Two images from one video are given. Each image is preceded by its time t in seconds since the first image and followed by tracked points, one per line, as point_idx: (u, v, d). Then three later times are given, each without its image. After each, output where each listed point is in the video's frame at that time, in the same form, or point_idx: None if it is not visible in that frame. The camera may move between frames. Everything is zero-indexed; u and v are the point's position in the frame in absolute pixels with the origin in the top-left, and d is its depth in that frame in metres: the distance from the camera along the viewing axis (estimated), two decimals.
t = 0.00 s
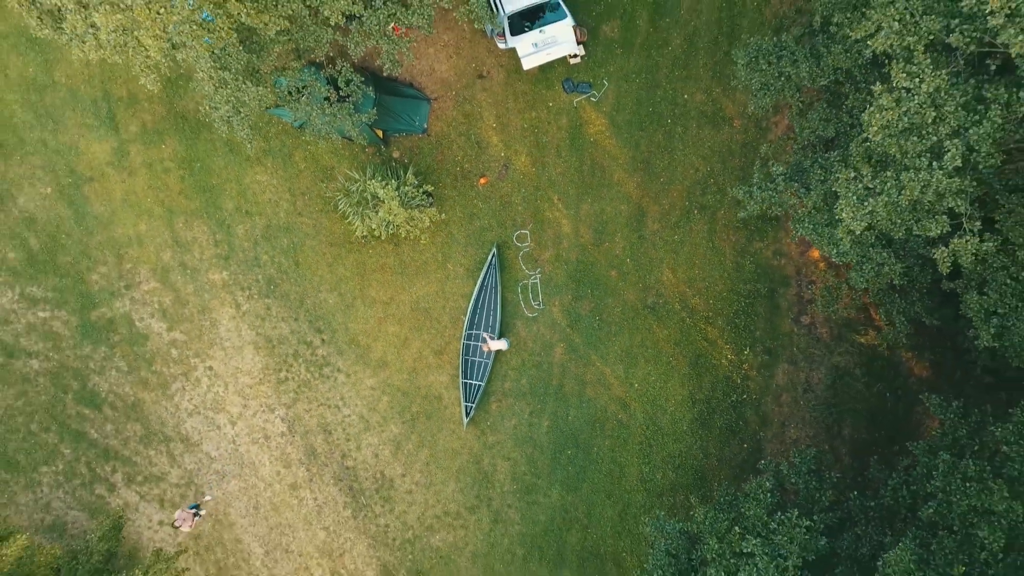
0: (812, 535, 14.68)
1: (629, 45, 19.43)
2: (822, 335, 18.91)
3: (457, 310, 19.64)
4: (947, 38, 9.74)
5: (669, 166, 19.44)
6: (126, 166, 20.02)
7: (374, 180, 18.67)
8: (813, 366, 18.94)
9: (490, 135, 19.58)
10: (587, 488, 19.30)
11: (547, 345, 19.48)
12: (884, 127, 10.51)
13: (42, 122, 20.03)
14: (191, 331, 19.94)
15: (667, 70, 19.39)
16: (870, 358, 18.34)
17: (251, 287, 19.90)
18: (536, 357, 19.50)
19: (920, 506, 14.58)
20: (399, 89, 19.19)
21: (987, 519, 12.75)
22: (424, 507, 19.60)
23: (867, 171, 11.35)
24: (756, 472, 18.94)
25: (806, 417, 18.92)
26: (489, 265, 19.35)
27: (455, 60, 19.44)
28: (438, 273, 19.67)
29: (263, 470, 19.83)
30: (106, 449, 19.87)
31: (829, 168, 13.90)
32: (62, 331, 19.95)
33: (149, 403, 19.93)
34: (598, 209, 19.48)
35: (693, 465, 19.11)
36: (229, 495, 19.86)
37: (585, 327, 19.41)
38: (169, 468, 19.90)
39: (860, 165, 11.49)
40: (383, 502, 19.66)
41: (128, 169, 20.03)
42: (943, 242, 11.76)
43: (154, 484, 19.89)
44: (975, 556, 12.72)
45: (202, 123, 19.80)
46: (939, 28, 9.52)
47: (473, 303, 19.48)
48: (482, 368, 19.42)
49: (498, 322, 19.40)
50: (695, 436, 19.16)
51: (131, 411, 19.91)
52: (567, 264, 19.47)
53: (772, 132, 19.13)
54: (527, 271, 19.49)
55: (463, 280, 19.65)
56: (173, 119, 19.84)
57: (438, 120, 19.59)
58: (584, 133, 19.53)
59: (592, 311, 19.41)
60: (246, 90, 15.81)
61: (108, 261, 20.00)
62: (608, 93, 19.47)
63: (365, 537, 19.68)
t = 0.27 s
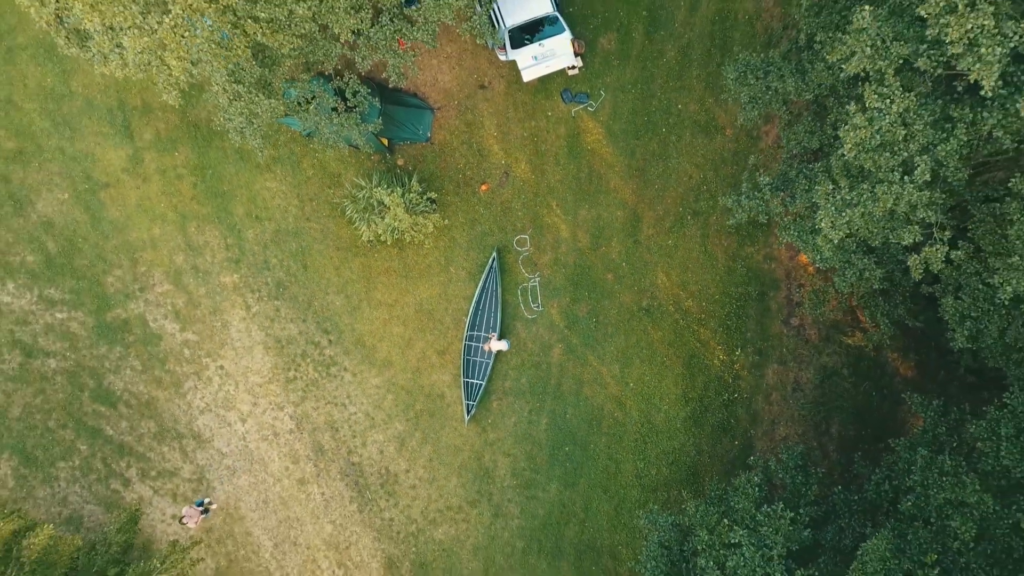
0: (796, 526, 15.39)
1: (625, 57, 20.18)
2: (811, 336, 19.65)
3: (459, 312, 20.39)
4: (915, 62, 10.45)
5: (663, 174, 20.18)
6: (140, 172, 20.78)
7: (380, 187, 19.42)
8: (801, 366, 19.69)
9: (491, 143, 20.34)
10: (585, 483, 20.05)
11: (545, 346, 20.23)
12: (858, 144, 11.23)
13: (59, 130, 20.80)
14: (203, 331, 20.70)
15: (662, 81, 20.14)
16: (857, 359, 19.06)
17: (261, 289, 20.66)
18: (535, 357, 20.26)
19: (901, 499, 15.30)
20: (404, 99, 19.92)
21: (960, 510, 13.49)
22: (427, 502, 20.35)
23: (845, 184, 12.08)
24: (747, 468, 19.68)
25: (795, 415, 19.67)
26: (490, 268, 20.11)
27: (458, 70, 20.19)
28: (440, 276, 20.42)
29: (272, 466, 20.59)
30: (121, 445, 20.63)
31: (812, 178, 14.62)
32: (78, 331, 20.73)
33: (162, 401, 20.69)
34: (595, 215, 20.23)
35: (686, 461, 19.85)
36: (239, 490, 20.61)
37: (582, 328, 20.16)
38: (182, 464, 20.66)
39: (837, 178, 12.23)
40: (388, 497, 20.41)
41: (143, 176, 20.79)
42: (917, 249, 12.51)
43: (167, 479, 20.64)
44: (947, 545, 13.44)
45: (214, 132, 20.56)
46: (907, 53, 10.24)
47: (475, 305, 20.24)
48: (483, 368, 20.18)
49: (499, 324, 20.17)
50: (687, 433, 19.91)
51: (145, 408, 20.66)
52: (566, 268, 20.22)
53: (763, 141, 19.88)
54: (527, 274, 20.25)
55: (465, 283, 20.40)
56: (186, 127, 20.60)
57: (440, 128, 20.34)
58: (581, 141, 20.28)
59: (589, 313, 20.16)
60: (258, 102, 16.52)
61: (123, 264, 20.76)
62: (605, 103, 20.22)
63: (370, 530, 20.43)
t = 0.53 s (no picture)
0: (783, 519, 16.09)
1: (622, 67, 20.92)
2: (800, 337, 20.40)
3: (461, 313, 21.15)
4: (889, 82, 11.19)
5: (658, 180, 20.92)
6: (153, 178, 21.53)
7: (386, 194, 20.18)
8: (792, 366, 20.43)
9: (492, 150, 21.08)
10: (582, 478, 20.80)
11: (545, 346, 20.99)
12: (837, 157, 11.97)
13: (76, 137, 21.56)
14: (214, 332, 21.46)
15: (657, 91, 20.88)
16: (845, 359, 19.79)
17: (270, 291, 21.42)
18: (535, 357, 21.02)
19: (884, 493, 16.03)
20: (408, 108, 20.66)
21: (937, 503, 14.23)
22: (431, 496, 21.11)
23: (826, 194, 12.82)
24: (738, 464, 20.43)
25: (785, 413, 20.42)
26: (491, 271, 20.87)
27: (461, 80, 20.94)
28: (443, 279, 21.18)
29: (281, 461, 21.34)
30: (135, 441, 21.39)
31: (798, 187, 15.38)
32: (94, 332, 21.49)
33: (175, 399, 21.45)
34: (592, 220, 20.98)
35: (680, 457, 20.60)
36: (249, 485, 21.37)
37: (580, 329, 20.91)
38: (194, 460, 21.41)
39: (819, 189, 12.97)
40: (392, 491, 21.16)
41: (156, 182, 21.55)
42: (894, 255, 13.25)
43: (179, 474, 21.40)
44: (923, 535, 14.21)
45: (225, 139, 21.31)
46: (882, 74, 10.99)
47: (476, 306, 20.99)
48: (485, 367, 20.92)
49: (500, 325, 20.93)
50: (682, 430, 20.65)
51: (159, 406, 21.42)
52: (564, 271, 20.97)
53: (754, 149, 20.64)
54: (527, 277, 21.00)
55: (467, 285, 21.16)
56: (198, 135, 21.36)
57: (444, 136, 21.09)
58: (579, 149, 21.03)
59: (586, 314, 20.91)
60: (270, 112, 17.21)
61: (137, 267, 21.53)
62: (602, 112, 20.97)
63: (376, 524, 21.17)
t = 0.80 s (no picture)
0: (769, 509, 16.80)
1: (619, 78, 21.71)
2: (790, 337, 21.20)
3: (464, 315, 21.95)
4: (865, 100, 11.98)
5: (654, 186, 21.71)
6: (167, 184, 22.33)
7: (392, 200, 20.98)
8: (782, 366, 21.23)
9: (494, 158, 21.88)
10: (580, 474, 21.60)
11: (544, 346, 21.79)
12: (817, 169, 12.75)
13: (92, 144, 22.36)
14: (225, 332, 22.26)
15: (653, 100, 21.68)
16: (833, 359, 20.59)
17: (280, 293, 22.22)
18: (535, 356, 21.82)
19: (867, 487, 16.80)
20: (412, 117, 21.45)
21: (916, 495, 14.99)
22: (434, 491, 21.91)
23: (808, 203, 13.59)
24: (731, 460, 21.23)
25: (775, 411, 21.21)
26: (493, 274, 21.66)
27: (464, 90, 21.75)
28: (447, 281, 21.98)
29: (290, 457, 22.14)
30: (150, 437, 22.20)
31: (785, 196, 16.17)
32: (110, 332, 22.30)
33: (188, 396, 22.25)
34: (590, 224, 21.77)
35: (674, 453, 21.39)
36: (259, 479, 22.16)
37: (578, 329, 21.72)
38: (206, 455, 22.21)
39: (802, 198, 13.75)
40: (397, 486, 21.96)
41: (170, 187, 22.34)
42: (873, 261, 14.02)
43: (192, 469, 22.20)
44: (901, 525, 14.87)
45: (236, 147, 22.12)
46: (858, 93, 11.78)
47: (478, 308, 21.77)
48: (486, 366, 21.71)
49: (501, 325, 21.71)
50: (676, 427, 21.44)
51: (172, 403, 22.23)
52: (563, 273, 21.76)
53: (746, 157, 21.44)
54: (527, 280, 21.80)
55: (469, 288, 21.96)
56: (210, 142, 22.17)
57: (447, 143, 21.88)
58: (578, 156, 21.83)
59: (584, 315, 21.71)
60: (282, 123, 17.86)
61: (152, 269, 22.34)
62: (600, 120, 21.77)
63: (381, 517, 21.97)
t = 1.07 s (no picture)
0: (758, 502, 17.59)
1: (616, 86, 22.48)
2: (781, 338, 21.97)
3: (467, 315, 22.72)
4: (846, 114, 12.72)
5: (650, 191, 22.47)
6: (180, 188, 23.10)
7: (397, 204, 21.74)
8: (773, 365, 22.00)
9: (496, 164, 22.64)
10: (579, 469, 22.37)
11: (544, 345, 22.57)
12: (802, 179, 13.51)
13: (108, 150, 23.13)
14: (236, 331, 23.04)
15: (649, 108, 22.44)
16: (823, 358, 21.34)
17: (289, 294, 23.00)
18: (535, 356, 22.58)
19: (853, 480, 17.56)
20: (417, 124, 22.19)
21: (898, 487, 15.75)
22: (437, 485, 22.68)
23: (794, 210, 14.34)
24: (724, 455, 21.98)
25: (767, 409, 21.98)
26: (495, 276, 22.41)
27: (467, 98, 22.51)
28: (450, 283, 22.75)
29: (298, 452, 22.91)
30: (163, 434, 22.97)
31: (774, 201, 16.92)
32: (125, 331, 23.07)
33: (200, 394, 23.02)
34: (589, 228, 22.54)
35: (670, 449, 22.15)
36: (268, 474, 22.93)
37: (576, 329, 22.49)
38: (217, 451, 22.99)
39: (789, 205, 14.50)
40: (402, 481, 22.73)
41: (182, 192, 23.11)
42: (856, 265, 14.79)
43: (204, 464, 22.97)
44: (883, 516, 15.66)
45: (247, 153, 22.89)
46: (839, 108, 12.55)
47: (480, 308, 22.53)
48: (488, 365, 22.46)
49: (502, 326, 22.47)
50: (671, 424, 22.21)
51: (185, 401, 23.01)
52: (563, 275, 22.53)
53: (739, 163, 22.21)
54: (527, 282, 22.56)
55: (472, 289, 22.72)
56: (221, 149, 22.94)
57: (451, 149, 22.64)
58: (577, 162, 22.60)
59: (583, 316, 22.49)
60: (293, 132, 18.54)
61: (165, 271, 23.12)
62: (598, 128, 22.53)
63: (387, 511, 22.73)
